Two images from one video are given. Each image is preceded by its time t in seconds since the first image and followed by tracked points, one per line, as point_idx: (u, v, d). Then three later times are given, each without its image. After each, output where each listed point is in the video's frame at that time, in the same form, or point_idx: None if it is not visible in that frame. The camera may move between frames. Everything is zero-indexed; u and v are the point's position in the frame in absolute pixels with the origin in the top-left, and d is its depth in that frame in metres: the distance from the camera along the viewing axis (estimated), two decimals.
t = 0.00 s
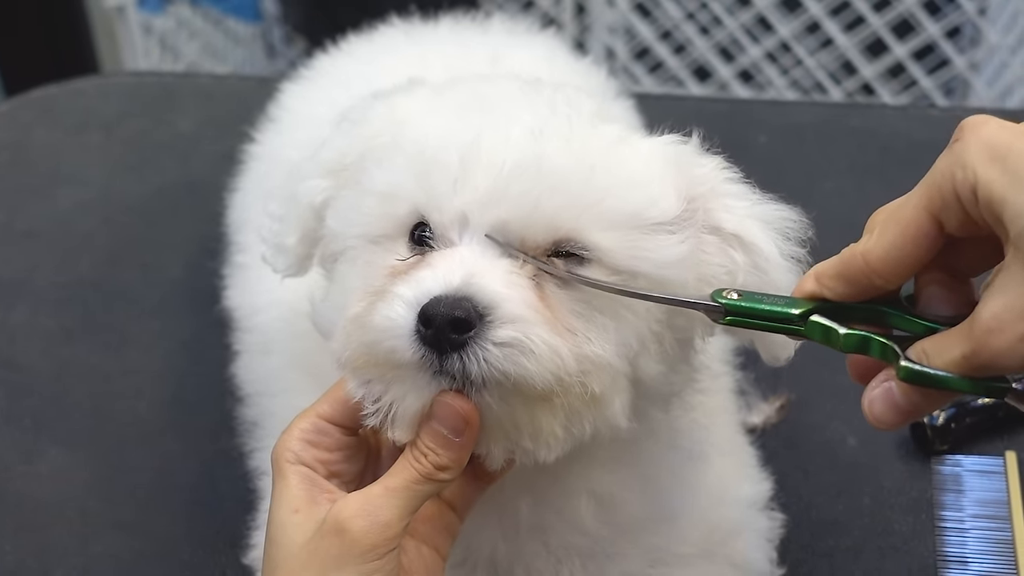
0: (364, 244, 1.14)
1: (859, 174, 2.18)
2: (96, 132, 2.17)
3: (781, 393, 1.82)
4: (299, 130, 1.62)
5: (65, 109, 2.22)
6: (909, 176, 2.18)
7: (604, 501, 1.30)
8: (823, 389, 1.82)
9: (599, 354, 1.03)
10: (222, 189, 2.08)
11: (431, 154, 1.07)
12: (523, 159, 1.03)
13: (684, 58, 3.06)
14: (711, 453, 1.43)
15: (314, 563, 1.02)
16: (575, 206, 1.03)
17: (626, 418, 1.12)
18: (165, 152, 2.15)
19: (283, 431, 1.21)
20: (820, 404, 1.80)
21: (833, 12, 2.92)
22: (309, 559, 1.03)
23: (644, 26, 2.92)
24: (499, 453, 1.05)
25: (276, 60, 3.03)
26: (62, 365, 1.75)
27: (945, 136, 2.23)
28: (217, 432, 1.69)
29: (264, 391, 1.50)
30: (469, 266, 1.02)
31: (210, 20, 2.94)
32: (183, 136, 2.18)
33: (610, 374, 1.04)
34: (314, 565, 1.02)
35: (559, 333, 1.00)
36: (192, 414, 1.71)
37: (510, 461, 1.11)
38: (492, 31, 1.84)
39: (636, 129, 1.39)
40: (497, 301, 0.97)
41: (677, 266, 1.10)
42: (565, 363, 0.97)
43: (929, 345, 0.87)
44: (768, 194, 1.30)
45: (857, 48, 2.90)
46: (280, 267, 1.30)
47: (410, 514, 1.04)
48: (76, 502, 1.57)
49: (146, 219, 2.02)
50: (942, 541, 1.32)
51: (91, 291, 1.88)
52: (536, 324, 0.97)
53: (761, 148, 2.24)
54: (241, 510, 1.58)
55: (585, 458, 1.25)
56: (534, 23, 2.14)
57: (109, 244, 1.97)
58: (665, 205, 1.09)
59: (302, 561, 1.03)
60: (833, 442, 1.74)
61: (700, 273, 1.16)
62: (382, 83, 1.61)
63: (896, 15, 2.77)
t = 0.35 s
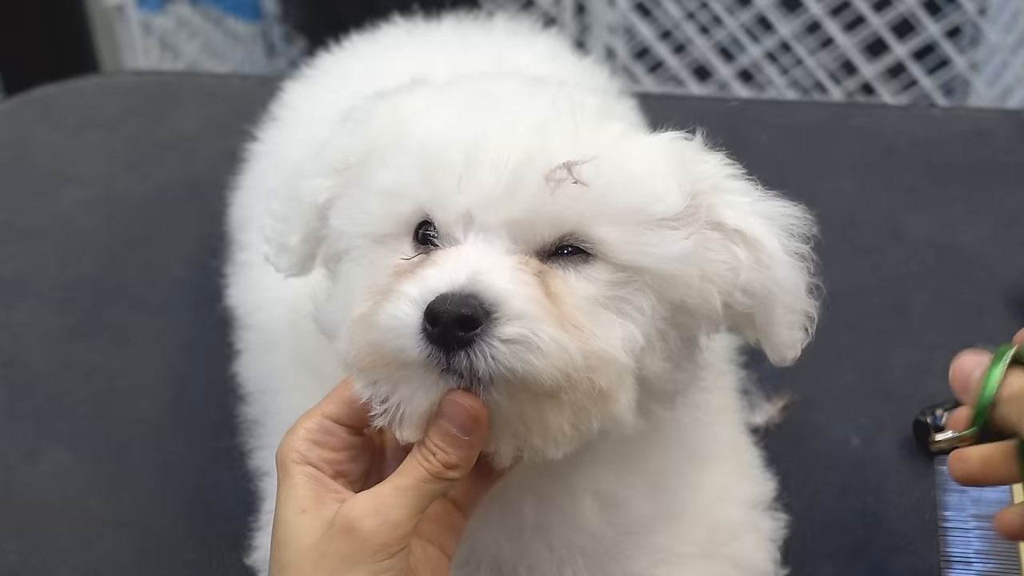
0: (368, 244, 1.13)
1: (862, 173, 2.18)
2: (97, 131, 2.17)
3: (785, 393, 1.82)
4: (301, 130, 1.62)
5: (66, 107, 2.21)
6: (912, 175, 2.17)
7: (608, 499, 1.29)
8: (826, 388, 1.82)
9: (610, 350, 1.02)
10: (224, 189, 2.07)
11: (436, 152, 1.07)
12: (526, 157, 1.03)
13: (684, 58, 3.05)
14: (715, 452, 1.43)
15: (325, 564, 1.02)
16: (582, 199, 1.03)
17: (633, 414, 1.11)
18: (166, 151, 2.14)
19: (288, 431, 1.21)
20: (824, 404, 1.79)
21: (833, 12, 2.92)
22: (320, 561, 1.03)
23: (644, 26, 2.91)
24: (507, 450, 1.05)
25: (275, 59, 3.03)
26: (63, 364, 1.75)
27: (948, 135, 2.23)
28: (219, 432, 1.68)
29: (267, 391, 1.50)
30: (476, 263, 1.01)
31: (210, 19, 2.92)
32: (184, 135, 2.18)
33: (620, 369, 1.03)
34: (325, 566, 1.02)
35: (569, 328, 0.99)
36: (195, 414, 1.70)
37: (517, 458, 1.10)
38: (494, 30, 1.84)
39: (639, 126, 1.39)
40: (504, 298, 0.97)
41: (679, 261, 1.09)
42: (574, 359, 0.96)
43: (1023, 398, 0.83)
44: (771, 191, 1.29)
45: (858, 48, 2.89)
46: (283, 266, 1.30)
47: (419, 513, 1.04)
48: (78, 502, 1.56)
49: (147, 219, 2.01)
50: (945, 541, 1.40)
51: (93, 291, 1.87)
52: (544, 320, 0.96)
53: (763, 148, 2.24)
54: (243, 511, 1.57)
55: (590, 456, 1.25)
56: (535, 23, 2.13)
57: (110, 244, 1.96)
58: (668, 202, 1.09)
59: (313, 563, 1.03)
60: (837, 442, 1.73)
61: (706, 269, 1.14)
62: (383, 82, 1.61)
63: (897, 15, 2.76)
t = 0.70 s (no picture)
0: (369, 239, 1.13)
1: (864, 172, 2.17)
2: (97, 129, 2.16)
3: (786, 392, 1.81)
4: (301, 127, 1.61)
5: (66, 105, 2.21)
6: (914, 174, 2.16)
7: (611, 496, 1.29)
8: (828, 388, 1.81)
9: (613, 346, 1.01)
10: (223, 187, 2.07)
11: (438, 147, 1.06)
12: (529, 151, 1.03)
13: (684, 56, 3.05)
14: (717, 448, 1.42)
15: (327, 560, 1.02)
16: (585, 192, 1.03)
17: (635, 411, 1.10)
18: (166, 149, 2.14)
19: (288, 426, 1.20)
20: (825, 404, 1.79)
21: (834, 10, 2.91)
22: (322, 556, 1.03)
23: (645, 24, 2.91)
24: (509, 445, 1.05)
25: (275, 57, 3.05)
26: (63, 363, 1.74)
27: (949, 134, 2.23)
28: (218, 431, 1.68)
29: (267, 389, 1.49)
30: (479, 259, 1.01)
31: (210, 17, 2.97)
32: (184, 133, 2.17)
33: (622, 366, 1.02)
34: (327, 562, 1.02)
35: (572, 324, 0.98)
36: (194, 413, 1.70)
37: (519, 453, 1.10)
38: (494, 28, 1.84)
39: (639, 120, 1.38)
40: (506, 293, 0.96)
41: (682, 256, 1.09)
42: (577, 355, 0.96)
43: None
44: (774, 184, 1.29)
45: (859, 46, 2.88)
46: (284, 260, 1.29)
47: (422, 509, 1.04)
48: (77, 501, 1.56)
49: (147, 217, 2.01)
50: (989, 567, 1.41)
51: (92, 289, 1.87)
52: (548, 315, 0.96)
53: (764, 146, 2.23)
54: (242, 510, 1.57)
55: (591, 452, 1.25)
56: (535, 21, 2.13)
57: (110, 242, 1.95)
58: (671, 197, 1.08)
59: (315, 558, 1.03)
60: (839, 442, 1.73)
61: (708, 264, 1.13)
62: (383, 79, 1.60)
63: (898, 13, 2.75)
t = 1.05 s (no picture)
0: (374, 232, 1.12)
1: (866, 166, 2.16)
2: (96, 124, 2.16)
3: (789, 386, 1.80)
4: (301, 122, 1.60)
5: (65, 99, 2.20)
6: (916, 168, 2.16)
7: (615, 493, 1.28)
8: (831, 382, 1.80)
9: (618, 342, 1.00)
10: (223, 182, 2.06)
11: (443, 138, 1.05)
12: (536, 141, 1.02)
13: (684, 51, 3.03)
14: (722, 444, 1.42)
15: (331, 554, 1.02)
16: (591, 184, 1.02)
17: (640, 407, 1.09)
18: (166, 143, 2.13)
19: (292, 419, 1.20)
20: (828, 398, 1.78)
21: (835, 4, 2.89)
22: (326, 551, 1.02)
23: (645, 19, 2.90)
24: (514, 440, 1.04)
25: (276, 52, 2.99)
26: (63, 359, 1.74)
27: (951, 128, 2.23)
28: (219, 427, 1.67)
29: (268, 385, 1.49)
30: (483, 253, 1.00)
31: (210, 13, 2.98)
32: (183, 128, 2.16)
33: (627, 363, 1.01)
34: (331, 556, 1.02)
35: (577, 319, 0.98)
36: (195, 409, 1.69)
37: (524, 448, 1.09)
38: (495, 21, 1.83)
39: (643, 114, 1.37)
40: (511, 288, 0.95)
41: (687, 249, 1.08)
42: (582, 350, 0.95)
43: None
44: (779, 179, 1.28)
45: (860, 40, 2.87)
46: (287, 252, 1.28)
47: (426, 504, 1.03)
48: (78, 497, 1.55)
49: (147, 213, 2.00)
50: None
51: (92, 285, 1.86)
52: (553, 310, 0.95)
53: (767, 140, 2.22)
54: (243, 506, 1.56)
55: (596, 448, 1.24)
56: (536, 15, 2.12)
57: (110, 237, 1.95)
58: (676, 190, 1.08)
59: (318, 553, 1.03)
60: (842, 436, 1.72)
61: (713, 258, 1.13)
62: (384, 73, 1.59)
63: (899, 7, 2.73)
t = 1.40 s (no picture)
0: (370, 227, 1.12)
1: (868, 158, 2.16)
2: (96, 120, 2.15)
3: (792, 378, 1.80)
4: (301, 116, 1.60)
5: (65, 95, 2.20)
6: (918, 159, 2.15)
7: (615, 484, 1.28)
8: (833, 373, 1.80)
9: (615, 334, 1.00)
10: (224, 177, 2.06)
11: (438, 133, 1.05)
12: (530, 135, 1.02)
13: (685, 45, 3.03)
14: (723, 435, 1.41)
15: (329, 552, 1.02)
16: (585, 177, 1.02)
17: (638, 399, 1.09)
18: (166, 139, 2.13)
19: (289, 416, 1.19)
20: (831, 389, 1.78)
21: None
22: (324, 548, 1.02)
23: (645, 12, 2.90)
24: (512, 435, 1.04)
25: (276, 48, 3.01)
26: (65, 354, 1.74)
27: (953, 119, 2.22)
28: (221, 422, 1.67)
29: (270, 379, 1.48)
30: (479, 248, 1.00)
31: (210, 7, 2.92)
32: (183, 124, 2.16)
33: (624, 355, 1.01)
34: (329, 554, 1.01)
35: (573, 312, 0.97)
36: (197, 404, 1.69)
37: (521, 442, 1.09)
38: (495, 15, 1.83)
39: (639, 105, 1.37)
40: (506, 282, 0.95)
41: (684, 240, 1.07)
42: (578, 344, 0.95)
43: None
44: (776, 164, 1.28)
45: (860, 33, 2.86)
46: (285, 247, 1.28)
47: (424, 499, 1.03)
48: (80, 492, 1.55)
49: (148, 208, 2.00)
50: None
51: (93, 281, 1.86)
52: (548, 304, 0.94)
53: (768, 131, 2.22)
54: (245, 500, 1.56)
55: (595, 440, 1.24)
56: (536, 8, 2.12)
57: (111, 233, 1.94)
58: (672, 180, 1.07)
59: (317, 550, 1.02)
60: (845, 428, 1.72)
61: (711, 248, 1.13)
62: (383, 66, 1.59)
63: None
